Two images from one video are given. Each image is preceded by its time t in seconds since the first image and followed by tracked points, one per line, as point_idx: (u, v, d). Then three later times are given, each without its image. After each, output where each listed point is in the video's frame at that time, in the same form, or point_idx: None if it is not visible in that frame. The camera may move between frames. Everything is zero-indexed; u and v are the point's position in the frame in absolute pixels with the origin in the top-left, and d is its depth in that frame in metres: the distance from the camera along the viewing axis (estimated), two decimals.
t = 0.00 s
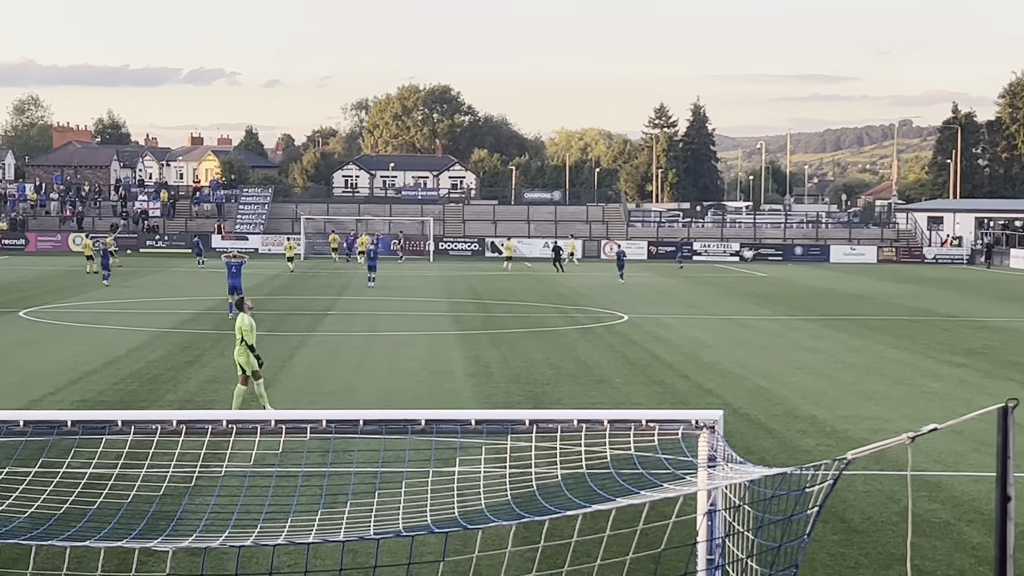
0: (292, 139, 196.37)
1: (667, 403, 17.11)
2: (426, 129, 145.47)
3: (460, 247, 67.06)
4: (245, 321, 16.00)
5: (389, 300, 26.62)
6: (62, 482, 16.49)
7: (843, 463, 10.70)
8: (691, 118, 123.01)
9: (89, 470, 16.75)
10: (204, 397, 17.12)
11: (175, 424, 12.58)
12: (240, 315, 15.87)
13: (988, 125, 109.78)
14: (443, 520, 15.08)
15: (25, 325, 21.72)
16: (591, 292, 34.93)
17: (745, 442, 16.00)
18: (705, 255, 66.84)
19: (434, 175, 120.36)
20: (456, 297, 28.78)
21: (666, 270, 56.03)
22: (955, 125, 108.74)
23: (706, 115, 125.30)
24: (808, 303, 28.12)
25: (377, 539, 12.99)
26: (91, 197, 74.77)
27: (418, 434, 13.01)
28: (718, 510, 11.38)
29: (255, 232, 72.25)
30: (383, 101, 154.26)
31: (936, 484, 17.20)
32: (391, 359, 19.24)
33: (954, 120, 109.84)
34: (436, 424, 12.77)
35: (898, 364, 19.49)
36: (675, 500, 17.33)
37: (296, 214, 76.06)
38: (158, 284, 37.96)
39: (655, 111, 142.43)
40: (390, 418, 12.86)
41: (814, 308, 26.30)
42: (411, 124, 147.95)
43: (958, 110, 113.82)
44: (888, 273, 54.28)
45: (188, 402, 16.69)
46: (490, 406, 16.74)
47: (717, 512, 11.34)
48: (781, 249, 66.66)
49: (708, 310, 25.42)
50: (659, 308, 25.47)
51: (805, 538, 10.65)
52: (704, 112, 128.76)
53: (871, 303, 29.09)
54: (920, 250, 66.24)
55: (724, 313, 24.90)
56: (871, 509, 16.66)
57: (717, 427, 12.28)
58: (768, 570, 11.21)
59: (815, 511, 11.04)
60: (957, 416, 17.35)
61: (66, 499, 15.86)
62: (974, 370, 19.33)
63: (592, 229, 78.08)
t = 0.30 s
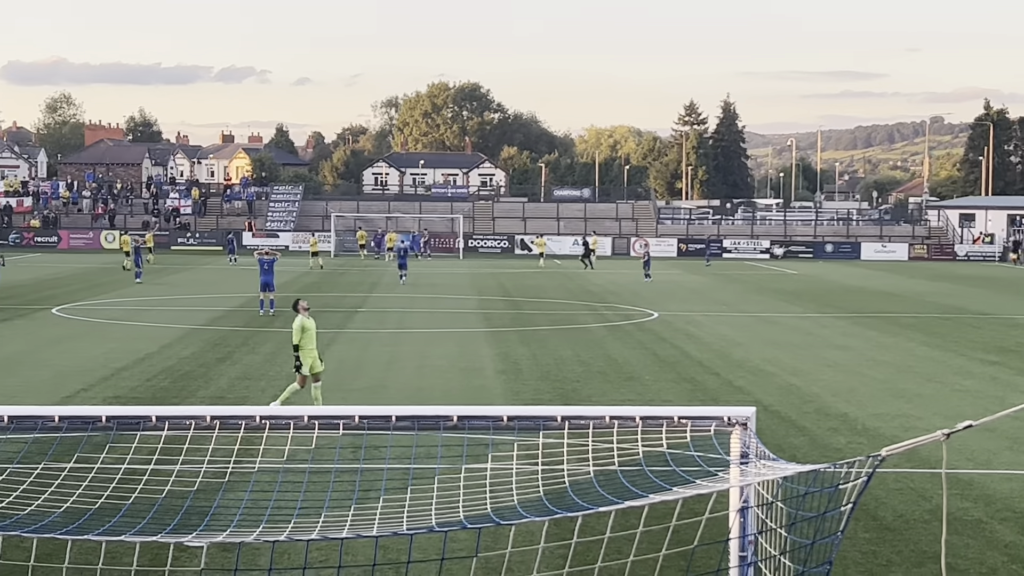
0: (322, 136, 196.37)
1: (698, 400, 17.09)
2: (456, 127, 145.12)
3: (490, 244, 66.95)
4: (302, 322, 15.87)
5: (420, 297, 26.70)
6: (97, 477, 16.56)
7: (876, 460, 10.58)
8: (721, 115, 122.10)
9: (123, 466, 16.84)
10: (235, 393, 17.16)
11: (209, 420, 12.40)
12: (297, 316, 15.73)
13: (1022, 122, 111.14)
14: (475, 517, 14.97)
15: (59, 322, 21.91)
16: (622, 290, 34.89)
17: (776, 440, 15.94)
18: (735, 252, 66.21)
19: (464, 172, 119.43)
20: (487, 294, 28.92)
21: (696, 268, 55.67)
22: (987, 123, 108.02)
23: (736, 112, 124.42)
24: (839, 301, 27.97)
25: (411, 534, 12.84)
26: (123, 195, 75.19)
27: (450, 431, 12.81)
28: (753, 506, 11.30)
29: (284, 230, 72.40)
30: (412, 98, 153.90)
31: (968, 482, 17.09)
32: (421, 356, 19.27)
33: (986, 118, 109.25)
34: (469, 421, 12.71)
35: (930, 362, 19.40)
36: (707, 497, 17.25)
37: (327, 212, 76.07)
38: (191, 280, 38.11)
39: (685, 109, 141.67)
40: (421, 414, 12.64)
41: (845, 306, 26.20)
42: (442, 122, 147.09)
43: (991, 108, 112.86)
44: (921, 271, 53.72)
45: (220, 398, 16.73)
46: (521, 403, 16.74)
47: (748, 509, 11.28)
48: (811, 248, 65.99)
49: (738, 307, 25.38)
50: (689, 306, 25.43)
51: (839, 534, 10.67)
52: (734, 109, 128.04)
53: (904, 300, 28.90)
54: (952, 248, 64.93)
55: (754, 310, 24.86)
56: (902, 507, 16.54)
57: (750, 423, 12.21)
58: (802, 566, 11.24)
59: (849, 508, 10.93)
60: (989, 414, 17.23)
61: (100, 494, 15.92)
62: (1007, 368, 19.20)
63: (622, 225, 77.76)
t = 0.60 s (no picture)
0: (349, 134, 195.36)
1: (725, 398, 17.05)
2: (483, 125, 144.94)
3: (516, 243, 66.91)
4: (350, 317, 16.12)
5: (448, 296, 26.78)
6: (126, 475, 16.59)
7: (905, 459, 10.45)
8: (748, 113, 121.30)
9: (151, 464, 16.85)
10: (262, 391, 17.18)
11: (236, 418, 12.34)
12: (348, 311, 16.02)
13: None
14: (502, 516, 14.81)
15: (87, 320, 22.06)
16: (652, 288, 34.83)
17: (803, 439, 15.86)
18: (762, 251, 65.92)
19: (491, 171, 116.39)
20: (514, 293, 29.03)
21: (721, 266, 55.39)
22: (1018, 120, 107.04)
23: (763, 110, 123.54)
24: (866, 299, 27.90)
25: (439, 532, 12.81)
26: (151, 194, 75.41)
27: (477, 428, 12.77)
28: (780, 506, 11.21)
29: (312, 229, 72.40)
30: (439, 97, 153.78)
31: (997, 483, 16.98)
32: (447, 354, 19.32)
33: (1016, 116, 108.23)
34: (496, 418, 12.62)
35: (958, 361, 19.32)
36: (734, 496, 17.17)
37: (354, 210, 76.32)
38: (220, 279, 38.23)
39: (711, 107, 140.79)
40: (450, 412, 12.59)
41: (872, 305, 26.15)
42: (467, 120, 147.00)
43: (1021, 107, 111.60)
44: (950, 270, 53.18)
45: (247, 396, 16.75)
46: (547, 401, 16.71)
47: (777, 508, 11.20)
48: (838, 246, 65.41)
49: (764, 306, 25.38)
50: (716, 304, 25.43)
51: (867, 534, 10.55)
52: (762, 107, 127.30)
53: (933, 299, 28.74)
54: (980, 246, 64.27)
55: (781, 309, 24.86)
56: (931, 506, 16.42)
57: (778, 421, 12.12)
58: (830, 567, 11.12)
59: (878, 508, 10.78)
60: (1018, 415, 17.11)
61: (129, 493, 15.91)
62: None
63: (648, 224, 77.67)
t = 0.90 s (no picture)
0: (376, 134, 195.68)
1: (753, 399, 16.98)
2: (510, 126, 145.17)
3: (545, 243, 66.85)
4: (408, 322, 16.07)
5: (477, 297, 26.86)
6: (156, 475, 16.56)
7: (935, 461, 10.26)
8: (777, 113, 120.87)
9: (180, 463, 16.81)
10: (289, 392, 17.19)
11: (266, 418, 12.24)
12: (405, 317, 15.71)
13: None
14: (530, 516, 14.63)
15: (118, 320, 22.22)
16: (683, 289, 34.79)
17: (832, 440, 15.75)
18: (790, 251, 65.71)
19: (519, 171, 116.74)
20: (542, 294, 29.15)
21: (749, 267, 55.19)
22: None
23: (792, 110, 123.03)
24: (897, 300, 27.78)
25: (468, 534, 12.72)
26: (180, 194, 75.65)
27: (505, 430, 12.65)
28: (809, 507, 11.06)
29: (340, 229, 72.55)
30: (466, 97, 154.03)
31: None
32: (475, 355, 19.35)
33: None
34: (524, 419, 12.53)
35: (989, 363, 19.20)
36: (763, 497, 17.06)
37: (381, 211, 76.58)
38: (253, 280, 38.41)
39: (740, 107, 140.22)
40: (479, 412, 12.51)
41: (902, 306, 26.07)
42: (495, 121, 147.36)
43: None
44: (983, 272, 52.73)
45: (275, 396, 16.75)
46: (574, 402, 16.65)
47: (805, 510, 11.05)
48: (868, 247, 65.02)
49: (793, 307, 25.35)
50: (744, 305, 25.42)
51: (897, 536, 10.35)
52: (791, 107, 126.89)
53: (964, 301, 28.55)
54: (1011, 247, 63.70)
55: (810, 310, 24.83)
56: (961, 508, 16.22)
57: (807, 422, 11.99)
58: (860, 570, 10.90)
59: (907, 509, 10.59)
60: None
61: (158, 493, 15.76)
62: None
63: (676, 225, 77.45)
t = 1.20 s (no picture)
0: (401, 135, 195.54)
1: (777, 402, 16.89)
2: (535, 128, 145.18)
3: (569, 246, 66.86)
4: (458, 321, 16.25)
5: (501, 299, 26.95)
6: (182, 475, 16.49)
7: (963, 466, 10.06)
8: (803, 115, 120.46)
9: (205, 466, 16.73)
10: (315, 393, 17.18)
11: (290, 420, 12.25)
12: (460, 314, 15.94)
13: None
14: (555, 519, 14.38)
15: (144, 322, 22.34)
16: (707, 291, 34.77)
17: (857, 443, 15.64)
18: (816, 254, 65.53)
19: (543, 174, 116.56)
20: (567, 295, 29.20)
21: (775, 270, 54.98)
22: None
23: (818, 112, 122.56)
24: (923, 303, 27.71)
25: (491, 537, 12.65)
26: (206, 197, 75.84)
27: (530, 432, 12.54)
28: (833, 511, 10.99)
29: (366, 231, 72.70)
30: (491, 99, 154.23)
31: None
32: (498, 357, 19.43)
33: None
34: (548, 422, 12.43)
35: (1015, 367, 19.09)
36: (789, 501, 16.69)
37: (406, 213, 76.84)
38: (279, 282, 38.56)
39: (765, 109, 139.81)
40: (502, 415, 12.43)
41: (928, 308, 25.97)
42: (520, 124, 147.53)
43: None
44: (1011, 274, 52.38)
45: (300, 398, 16.74)
46: (597, 405, 16.60)
47: (830, 515, 10.95)
48: (894, 249, 64.71)
49: (818, 309, 25.31)
50: (769, 308, 25.41)
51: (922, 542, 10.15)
52: (816, 109, 126.48)
53: (991, 303, 28.41)
54: None
55: (836, 312, 24.79)
56: (987, 512, 16.01)
57: (832, 426, 11.88)
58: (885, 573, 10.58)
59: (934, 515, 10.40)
60: None
61: (185, 493, 15.66)
62: None
63: (702, 227, 77.39)
